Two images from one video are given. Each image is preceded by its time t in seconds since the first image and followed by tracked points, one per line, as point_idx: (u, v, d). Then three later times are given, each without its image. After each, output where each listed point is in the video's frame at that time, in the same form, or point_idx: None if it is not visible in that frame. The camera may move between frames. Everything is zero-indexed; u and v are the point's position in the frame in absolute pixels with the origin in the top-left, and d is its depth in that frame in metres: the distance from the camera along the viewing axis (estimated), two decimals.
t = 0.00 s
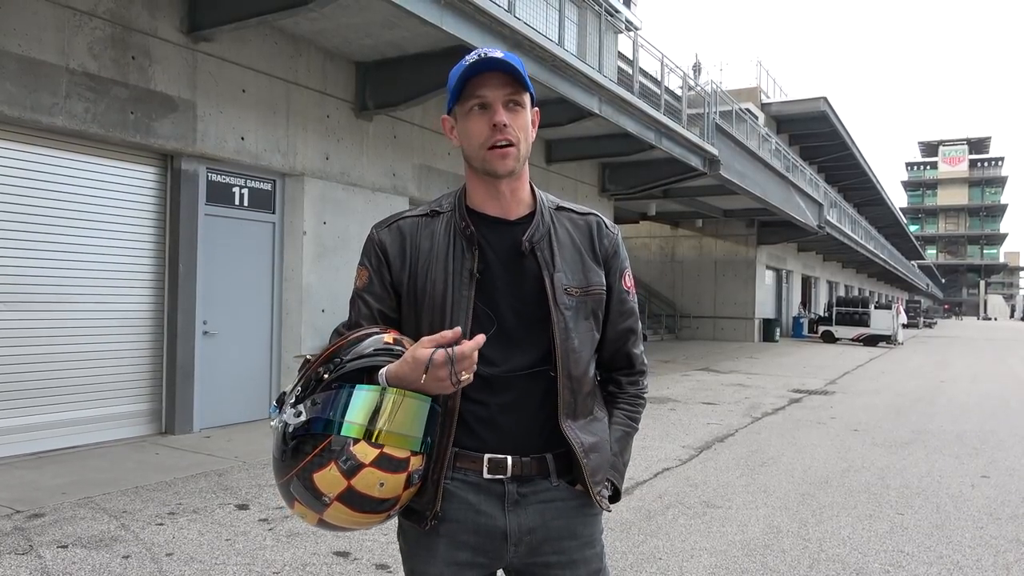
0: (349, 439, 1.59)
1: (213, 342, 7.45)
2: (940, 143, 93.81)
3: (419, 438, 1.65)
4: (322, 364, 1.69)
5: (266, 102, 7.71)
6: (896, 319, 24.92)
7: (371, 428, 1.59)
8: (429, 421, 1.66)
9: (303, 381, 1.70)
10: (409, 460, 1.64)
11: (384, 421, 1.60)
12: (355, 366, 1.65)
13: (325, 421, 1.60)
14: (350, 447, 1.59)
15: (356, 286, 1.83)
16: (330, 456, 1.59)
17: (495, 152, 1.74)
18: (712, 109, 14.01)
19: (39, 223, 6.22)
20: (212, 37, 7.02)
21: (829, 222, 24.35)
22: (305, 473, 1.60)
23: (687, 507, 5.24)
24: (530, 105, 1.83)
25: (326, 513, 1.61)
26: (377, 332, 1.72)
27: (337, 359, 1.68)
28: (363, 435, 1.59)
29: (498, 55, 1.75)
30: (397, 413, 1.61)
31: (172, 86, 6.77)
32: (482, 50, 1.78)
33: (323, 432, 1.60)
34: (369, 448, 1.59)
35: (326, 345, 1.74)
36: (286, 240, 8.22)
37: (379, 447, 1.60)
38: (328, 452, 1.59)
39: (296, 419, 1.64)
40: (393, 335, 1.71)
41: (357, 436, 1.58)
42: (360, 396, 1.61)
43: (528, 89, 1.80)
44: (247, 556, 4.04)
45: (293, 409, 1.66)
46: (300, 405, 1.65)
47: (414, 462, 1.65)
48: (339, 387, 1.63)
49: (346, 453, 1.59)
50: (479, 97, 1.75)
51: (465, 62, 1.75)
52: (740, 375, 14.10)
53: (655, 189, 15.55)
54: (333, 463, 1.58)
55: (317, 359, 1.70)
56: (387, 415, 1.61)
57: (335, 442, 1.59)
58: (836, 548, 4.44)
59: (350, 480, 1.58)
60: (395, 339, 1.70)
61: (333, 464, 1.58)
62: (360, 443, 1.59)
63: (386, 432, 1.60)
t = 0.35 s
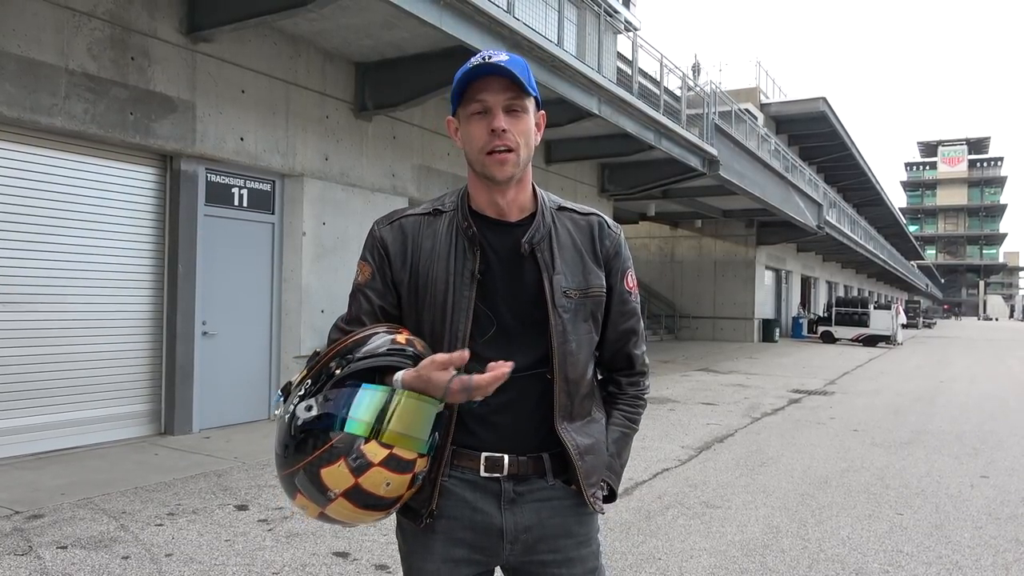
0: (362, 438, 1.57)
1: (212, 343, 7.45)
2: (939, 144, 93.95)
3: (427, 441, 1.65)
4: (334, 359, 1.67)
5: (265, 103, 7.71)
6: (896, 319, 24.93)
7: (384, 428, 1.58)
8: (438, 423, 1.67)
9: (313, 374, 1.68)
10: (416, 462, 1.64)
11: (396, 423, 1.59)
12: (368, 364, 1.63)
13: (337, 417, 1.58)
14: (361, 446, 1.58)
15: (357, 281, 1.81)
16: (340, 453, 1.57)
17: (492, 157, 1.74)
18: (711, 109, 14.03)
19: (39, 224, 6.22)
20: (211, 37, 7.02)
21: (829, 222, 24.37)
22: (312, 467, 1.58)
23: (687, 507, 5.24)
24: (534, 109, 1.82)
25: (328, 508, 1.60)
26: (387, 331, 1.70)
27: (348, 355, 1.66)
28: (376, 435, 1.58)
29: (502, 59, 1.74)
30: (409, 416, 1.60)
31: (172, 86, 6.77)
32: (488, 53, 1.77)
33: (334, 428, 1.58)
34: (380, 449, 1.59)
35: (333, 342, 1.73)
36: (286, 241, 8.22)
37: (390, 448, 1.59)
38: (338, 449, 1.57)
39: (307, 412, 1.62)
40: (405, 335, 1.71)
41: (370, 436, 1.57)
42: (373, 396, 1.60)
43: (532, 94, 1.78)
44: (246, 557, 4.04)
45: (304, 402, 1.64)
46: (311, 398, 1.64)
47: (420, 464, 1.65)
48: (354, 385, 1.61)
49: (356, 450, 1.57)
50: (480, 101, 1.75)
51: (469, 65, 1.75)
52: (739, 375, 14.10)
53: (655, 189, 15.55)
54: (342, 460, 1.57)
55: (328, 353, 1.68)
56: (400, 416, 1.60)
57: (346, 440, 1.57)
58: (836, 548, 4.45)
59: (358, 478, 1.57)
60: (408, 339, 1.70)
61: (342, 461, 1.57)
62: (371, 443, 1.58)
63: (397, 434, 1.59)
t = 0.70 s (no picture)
0: (393, 431, 1.58)
1: (213, 343, 7.45)
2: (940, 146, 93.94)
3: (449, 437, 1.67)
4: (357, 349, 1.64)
5: (266, 103, 7.71)
6: (896, 321, 24.92)
7: (416, 423, 1.60)
8: (459, 421, 1.69)
9: (334, 365, 1.65)
10: (437, 458, 1.66)
11: (428, 417, 1.62)
12: (391, 358, 1.62)
13: (367, 408, 1.58)
14: (390, 439, 1.59)
15: (363, 280, 1.82)
16: (369, 445, 1.57)
17: (499, 159, 1.74)
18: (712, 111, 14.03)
19: (40, 224, 6.22)
20: (212, 37, 7.02)
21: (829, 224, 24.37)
22: (337, 458, 1.57)
23: (687, 508, 5.24)
24: (539, 111, 1.82)
25: (349, 500, 1.60)
26: (403, 328, 1.70)
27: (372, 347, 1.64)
28: (406, 428, 1.60)
29: (507, 61, 1.74)
30: (439, 410, 1.62)
31: (173, 86, 6.77)
32: (492, 55, 1.78)
33: (364, 419, 1.58)
34: (408, 443, 1.60)
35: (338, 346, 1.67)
36: (287, 241, 8.22)
37: (417, 443, 1.61)
38: (367, 441, 1.57)
39: (333, 402, 1.60)
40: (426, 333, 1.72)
41: (402, 429, 1.59)
42: (406, 390, 1.61)
43: (537, 96, 1.79)
44: (246, 556, 4.04)
45: (330, 391, 1.61)
46: (337, 389, 1.61)
47: (440, 460, 1.68)
48: (387, 378, 1.61)
49: (385, 443, 1.58)
50: (486, 104, 1.75)
51: (475, 67, 1.75)
52: (740, 377, 14.09)
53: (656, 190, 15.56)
54: (370, 452, 1.57)
55: (351, 344, 1.66)
56: (429, 410, 1.62)
57: (376, 432, 1.58)
58: (836, 550, 4.44)
59: (384, 471, 1.58)
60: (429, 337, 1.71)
61: (370, 453, 1.57)
62: (401, 436, 1.59)
63: (426, 428, 1.61)
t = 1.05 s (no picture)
0: (401, 434, 1.59)
1: (215, 342, 7.46)
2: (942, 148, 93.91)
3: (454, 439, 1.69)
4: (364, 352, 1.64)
5: (269, 102, 7.72)
6: (898, 323, 24.89)
7: (425, 425, 1.61)
8: (465, 422, 1.70)
9: (340, 368, 1.65)
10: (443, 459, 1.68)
11: (435, 420, 1.63)
12: (398, 360, 1.63)
13: (374, 412, 1.58)
14: (398, 442, 1.60)
15: (367, 281, 1.82)
16: (377, 448, 1.58)
17: (495, 160, 1.74)
18: (715, 112, 14.03)
19: (42, 222, 6.23)
20: (216, 37, 7.03)
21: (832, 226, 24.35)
22: (344, 462, 1.58)
23: (688, 510, 5.24)
24: (540, 112, 1.81)
25: (355, 504, 1.60)
26: (409, 330, 1.70)
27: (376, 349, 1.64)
28: (414, 431, 1.61)
29: (505, 61, 1.74)
30: (445, 412, 1.64)
31: (177, 86, 6.78)
32: (492, 56, 1.78)
33: (371, 424, 1.58)
34: (415, 445, 1.61)
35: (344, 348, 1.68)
36: (289, 240, 8.23)
37: (424, 445, 1.62)
38: (376, 445, 1.58)
39: (340, 406, 1.60)
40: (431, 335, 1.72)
41: (410, 432, 1.60)
42: (413, 393, 1.62)
43: (537, 97, 1.78)
44: (248, 556, 4.04)
45: (336, 395, 1.61)
46: (343, 392, 1.61)
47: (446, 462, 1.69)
48: (394, 381, 1.62)
49: (392, 446, 1.59)
50: (484, 105, 1.76)
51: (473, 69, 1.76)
52: (742, 378, 14.08)
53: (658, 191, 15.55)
54: (377, 455, 1.58)
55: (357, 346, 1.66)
56: (437, 412, 1.63)
57: (384, 435, 1.59)
58: (837, 552, 4.44)
59: (392, 474, 1.59)
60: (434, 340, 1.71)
61: (378, 456, 1.58)
62: (408, 439, 1.60)
63: (432, 430, 1.62)
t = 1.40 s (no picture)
0: (350, 444, 1.61)
1: (217, 344, 7.47)
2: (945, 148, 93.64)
3: (417, 444, 1.66)
4: (327, 366, 1.73)
5: (271, 104, 7.73)
6: (900, 323, 24.86)
7: (372, 434, 1.62)
8: (430, 426, 1.69)
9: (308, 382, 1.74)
10: (408, 465, 1.66)
11: (385, 429, 1.63)
12: (358, 370, 1.70)
13: (325, 425, 1.64)
14: (349, 452, 1.62)
15: (366, 287, 1.86)
16: (330, 459, 1.62)
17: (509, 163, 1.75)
18: (716, 112, 14.03)
19: (44, 224, 6.23)
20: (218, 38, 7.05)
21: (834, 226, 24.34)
22: (305, 473, 1.63)
23: (690, 510, 5.23)
24: (548, 114, 1.83)
25: (326, 513, 1.64)
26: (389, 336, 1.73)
27: (340, 363, 1.72)
28: (361, 440, 1.62)
29: (519, 64, 1.74)
30: (395, 418, 1.64)
31: (178, 87, 6.79)
32: (501, 58, 1.76)
33: (323, 435, 1.63)
34: (367, 454, 1.62)
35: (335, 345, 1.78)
36: (291, 241, 8.24)
37: (377, 452, 1.62)
38: (328, 456, 1.62)
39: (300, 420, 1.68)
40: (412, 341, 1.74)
41: (357, 442, 1.61)
42: (360, 403, 1.64)
43: (547, 99, 1.79)
44: (250, 557, 4.04)
45: (298, 411, 1.70)
46: (304, 406, 1.69)
47: (413, 467, 1.67)
48: (343, 392, 1.66)
49: (344, 457, 1.62)
50: (496, 107, 1.75)
51: (485, 70, 1.74)
52: (743, 379, 14.07)
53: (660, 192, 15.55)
54: (331, 466, 1.62)
55: (323, 360, 1.75)
56: (386, 420, 1.63)
57: (334, 446, 1.62)
58: (839, 553, 4.44)
59: (348, 483, 1.62)
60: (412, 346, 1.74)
61: (331, 467, 1.62)
62: (358, 448, 1.62)
63: (381, 438, 1.62)
